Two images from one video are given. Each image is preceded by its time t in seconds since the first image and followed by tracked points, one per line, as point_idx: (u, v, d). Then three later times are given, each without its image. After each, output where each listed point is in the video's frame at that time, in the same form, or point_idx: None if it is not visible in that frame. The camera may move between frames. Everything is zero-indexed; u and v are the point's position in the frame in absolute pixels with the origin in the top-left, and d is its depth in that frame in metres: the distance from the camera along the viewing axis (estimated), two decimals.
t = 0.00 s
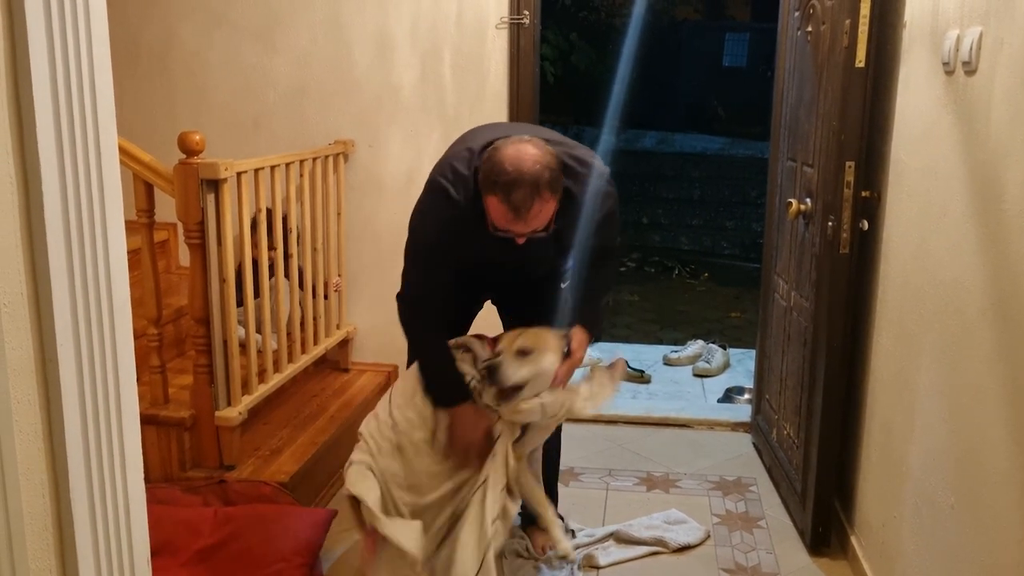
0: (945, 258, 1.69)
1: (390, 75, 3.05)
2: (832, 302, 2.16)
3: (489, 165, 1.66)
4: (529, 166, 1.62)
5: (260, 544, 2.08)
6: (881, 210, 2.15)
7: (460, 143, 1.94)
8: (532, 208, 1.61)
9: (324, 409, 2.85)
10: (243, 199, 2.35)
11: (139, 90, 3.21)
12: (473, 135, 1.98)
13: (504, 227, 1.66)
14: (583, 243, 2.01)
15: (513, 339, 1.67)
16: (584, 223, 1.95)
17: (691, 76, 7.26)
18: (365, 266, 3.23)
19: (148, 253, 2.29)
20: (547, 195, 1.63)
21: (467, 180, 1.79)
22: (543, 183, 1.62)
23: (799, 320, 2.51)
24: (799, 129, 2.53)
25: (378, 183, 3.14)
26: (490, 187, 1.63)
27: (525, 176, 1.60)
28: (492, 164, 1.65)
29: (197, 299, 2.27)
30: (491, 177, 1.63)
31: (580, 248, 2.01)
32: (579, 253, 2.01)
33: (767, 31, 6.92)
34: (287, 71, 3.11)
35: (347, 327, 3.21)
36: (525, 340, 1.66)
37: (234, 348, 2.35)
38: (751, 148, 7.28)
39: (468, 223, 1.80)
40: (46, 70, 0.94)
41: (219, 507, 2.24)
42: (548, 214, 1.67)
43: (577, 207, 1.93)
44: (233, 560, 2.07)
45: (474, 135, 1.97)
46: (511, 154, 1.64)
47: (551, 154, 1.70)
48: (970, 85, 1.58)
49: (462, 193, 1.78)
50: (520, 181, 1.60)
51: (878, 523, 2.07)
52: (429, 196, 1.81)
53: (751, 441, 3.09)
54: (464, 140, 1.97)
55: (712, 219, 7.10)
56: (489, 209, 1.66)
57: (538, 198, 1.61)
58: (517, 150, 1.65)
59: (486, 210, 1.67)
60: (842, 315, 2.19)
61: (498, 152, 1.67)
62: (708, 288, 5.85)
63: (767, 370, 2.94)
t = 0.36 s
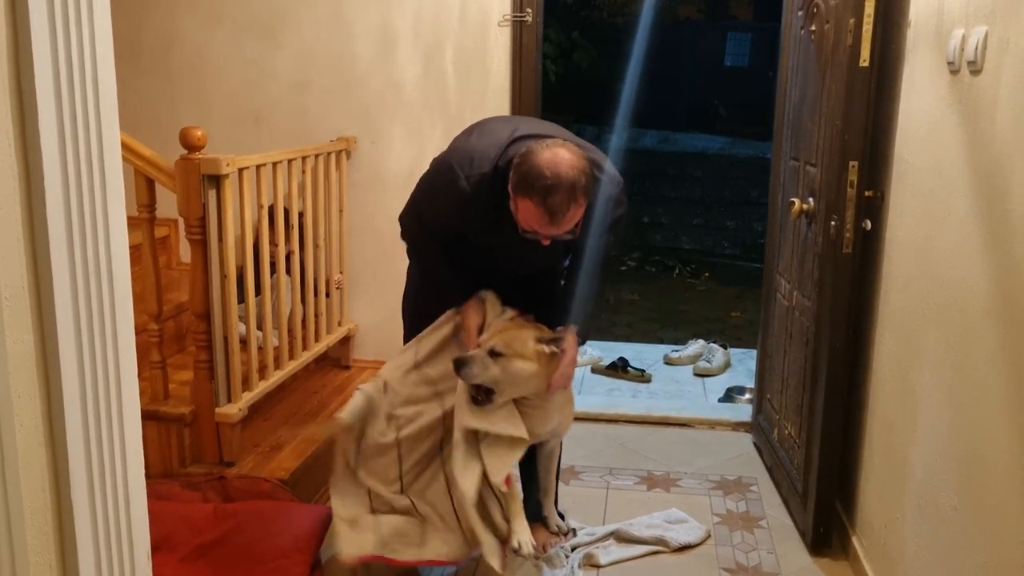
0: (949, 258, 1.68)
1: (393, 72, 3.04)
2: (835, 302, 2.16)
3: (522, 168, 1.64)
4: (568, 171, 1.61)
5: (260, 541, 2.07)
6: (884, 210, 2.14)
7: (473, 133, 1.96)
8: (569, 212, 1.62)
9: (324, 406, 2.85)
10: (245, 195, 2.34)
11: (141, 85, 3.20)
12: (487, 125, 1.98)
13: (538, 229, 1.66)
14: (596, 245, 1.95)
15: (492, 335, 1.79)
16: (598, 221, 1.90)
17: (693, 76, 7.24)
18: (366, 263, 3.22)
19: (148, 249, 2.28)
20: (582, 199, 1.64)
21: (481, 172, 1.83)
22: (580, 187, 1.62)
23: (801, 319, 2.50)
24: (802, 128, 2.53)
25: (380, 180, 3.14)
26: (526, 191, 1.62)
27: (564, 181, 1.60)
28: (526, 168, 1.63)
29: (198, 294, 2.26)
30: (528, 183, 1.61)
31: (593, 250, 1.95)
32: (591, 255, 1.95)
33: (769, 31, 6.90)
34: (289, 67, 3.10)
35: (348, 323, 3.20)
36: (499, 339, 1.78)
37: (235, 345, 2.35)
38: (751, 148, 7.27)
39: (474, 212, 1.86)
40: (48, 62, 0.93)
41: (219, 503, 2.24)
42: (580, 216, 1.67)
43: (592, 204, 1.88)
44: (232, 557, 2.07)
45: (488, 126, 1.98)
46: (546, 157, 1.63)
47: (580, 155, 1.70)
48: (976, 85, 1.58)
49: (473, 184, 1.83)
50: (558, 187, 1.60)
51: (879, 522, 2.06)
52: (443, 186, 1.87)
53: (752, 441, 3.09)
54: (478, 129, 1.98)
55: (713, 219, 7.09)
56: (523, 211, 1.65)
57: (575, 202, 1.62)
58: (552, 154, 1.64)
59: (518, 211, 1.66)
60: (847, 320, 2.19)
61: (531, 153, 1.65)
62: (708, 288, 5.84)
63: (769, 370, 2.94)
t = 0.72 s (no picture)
0: (954, 262, 1.68)
1: (397, 71, 3.04)
2: (838, 304, 2.16)
3: (531, 152, 1.66)
4: (575, 151, 1.63)
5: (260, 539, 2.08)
6: (888, 214, 2.14)
7: (479, 133, 1.99)
8: (580, 193, 1.63)
9: (325, 404, 2.85)
10: (248, 194, 2.35)
11: (146, 81, 3.20)
12: (492, 123, 2.01)
13: (547, 213, 1.67)
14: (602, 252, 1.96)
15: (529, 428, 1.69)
16: (604, 227, 1.92)
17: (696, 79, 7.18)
18: (369, 262, 3.22)
19: (152, 246, 2.29)
20: (591, 180, 1.65)
21: (491, 172, 1.88)
22: (588, 167, 1.64)
23: (804, 322, 2.50)
24: (806, 131, 2.53)
25: (384, 179, 3.14)
26: (535, 175, 1.64)
27: (572, 160, 1.62)
28: (535, 151, 1.65)
29: (201, 292, 2.26)
30: (537, 164, 1.63)
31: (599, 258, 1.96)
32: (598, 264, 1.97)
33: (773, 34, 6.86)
34: (294, 65, 3.10)
35: (350, 322, 3.21)
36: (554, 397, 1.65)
37: (237, 342, 2.34)
38: (755, 152, 7.32)
39: (481, 216, 1.88)
40: (55, 59, 0.93)
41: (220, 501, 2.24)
42: (590, 200, 1.68)
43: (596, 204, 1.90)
44: (233, 555, 2.07)
45: (493, 124, 2.01)
46: (553, 140, 1.65)
47: (588, 139, 1.72)
48: (982, 90, 1.57)
49: (486, 186, 1.87)
50: (567, 166, 1.62)
51: (881, 526, 2.06)
52: (452, 190, 1.89)
53: (753, 444, 3.09)
54: (484, 129, 2.01)
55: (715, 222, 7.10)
56: (532, 194, 1.66)
57: (585, 182, 1.63)
58: (559, 137, 1.66)
59: (527, 195, 1.67)
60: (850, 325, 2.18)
61: (539, 138, 1.68)
62: (710, 291, 5.84)
63: (771, 373, 2.93)
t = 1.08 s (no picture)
0: (958, 268, 1.68)
1: (402, 69, 3.04)
2: (841, 308, 2.15)
3: (592, 157, 1.65)
4: (639, 153, 1.64)
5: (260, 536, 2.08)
6: (893, 218, 2.14)
7: (503, 134, 1.91)
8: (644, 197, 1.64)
9: (327, 402, 2.85)
10: (252, 190, 2.34)
11: (150, 77, 3.20)
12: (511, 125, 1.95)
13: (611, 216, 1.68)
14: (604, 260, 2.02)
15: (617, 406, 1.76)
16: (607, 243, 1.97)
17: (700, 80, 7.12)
18: (371, 260, 3.22)
19: (155, 242, 2.29)
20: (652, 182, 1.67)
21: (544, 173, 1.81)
22: (649, 170, 1.66)
23: (806, 326, 2.50)
24: (812, 134, 2.52)
25: (387, 177, 3.14)
26: (602, 177, 1.63)
27: (638, 164, 1.63)
28: (598, 154, 1.65)
29: (203, 288, 2.26)
30: (604, 166, 1.62)
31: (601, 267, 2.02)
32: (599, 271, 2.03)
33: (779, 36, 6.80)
34: (299, 62, 3.10)
35: (352, 320, 3.21)
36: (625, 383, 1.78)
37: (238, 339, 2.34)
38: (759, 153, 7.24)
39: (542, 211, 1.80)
40: (61, 54, 0.93)
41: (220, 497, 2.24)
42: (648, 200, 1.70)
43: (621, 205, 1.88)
44: (234, 550, 2.08)
45: (515, 125, 1.94)
46: (615, 142, 1.65)
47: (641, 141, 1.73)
48: (989, 95, 1.57)
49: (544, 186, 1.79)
50: (634, 170, 1.62)
51: (881, 531, 2.06)
52: (509, 187, 1.78)
53: (753, 446, 3.09)
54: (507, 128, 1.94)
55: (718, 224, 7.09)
56: (598, 199, 1.66)
57: (649, 184, 1.64)
58: (617, 140, 1.66)
59: (590, 199, 1.68)
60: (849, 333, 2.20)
61: (597, 143, 1.66)
62: (712, 293, 5.84)
63: (773, 376, 2.93)
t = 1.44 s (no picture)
0: (963, 274, 1.67)
1: (407, 70, 3.04)
2: (844, 313, 2.15)
3: (622, 148, 1.68)
4: (666, 147, 1.66)
5: (261, 534, 2.08)
6: (897, 224, 2.14)
7: (521, 134, 1.90)
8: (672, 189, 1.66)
9: (328, 401, 2.85)
10: (256, 189, 2.35)
11: (155, 74, 3.20)
12: (527, 126, 1.94)
13: (636, 211, 1.70)
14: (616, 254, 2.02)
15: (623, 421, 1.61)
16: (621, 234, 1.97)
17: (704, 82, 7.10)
18: (374, 259, 3.22)
19: (159, 240, 2.29)
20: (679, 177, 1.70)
21: (564, 176, 1.80)
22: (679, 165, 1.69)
23: (809, 330, 2.50)
24: (816, 139, 2.52)
25: (391, 177, 3.14)
26: (629, 171, 1.65)
27: (666, 156, 1.65)
28: (625, 149, 1.67)
29: (206, 286, 2.26)
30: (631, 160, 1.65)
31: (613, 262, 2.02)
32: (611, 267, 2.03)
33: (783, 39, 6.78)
34: (304, 60, 3.10)
35: (355, 320, 3.21)
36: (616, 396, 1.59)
37: (241, 337, 2.34)
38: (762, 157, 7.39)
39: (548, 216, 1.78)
40: (69, 51, 0.93)
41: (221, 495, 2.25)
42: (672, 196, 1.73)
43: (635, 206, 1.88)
44: (234, 549, 2.08)
45: (532, 126, 1.93)
46: (643, 137, 1.68)
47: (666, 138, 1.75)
48: (996, 101, 1.57)
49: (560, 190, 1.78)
50: (662, 162, 1.64)
51: (881, 536, 2.06)
52: (518, 189, 1.75)
53: (754, 450, 3.09)
54: (523, 130, 1.92)
55: (721, 227, 7.10)
56: (624, 191, 1.68)
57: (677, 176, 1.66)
58: (649, 135, 1.69)
59: (617, 192, 1.69)
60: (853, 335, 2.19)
61: (628, 136, 1.69)
62: (713, 296, 5.84)
63: (774, 380, 2.93)
